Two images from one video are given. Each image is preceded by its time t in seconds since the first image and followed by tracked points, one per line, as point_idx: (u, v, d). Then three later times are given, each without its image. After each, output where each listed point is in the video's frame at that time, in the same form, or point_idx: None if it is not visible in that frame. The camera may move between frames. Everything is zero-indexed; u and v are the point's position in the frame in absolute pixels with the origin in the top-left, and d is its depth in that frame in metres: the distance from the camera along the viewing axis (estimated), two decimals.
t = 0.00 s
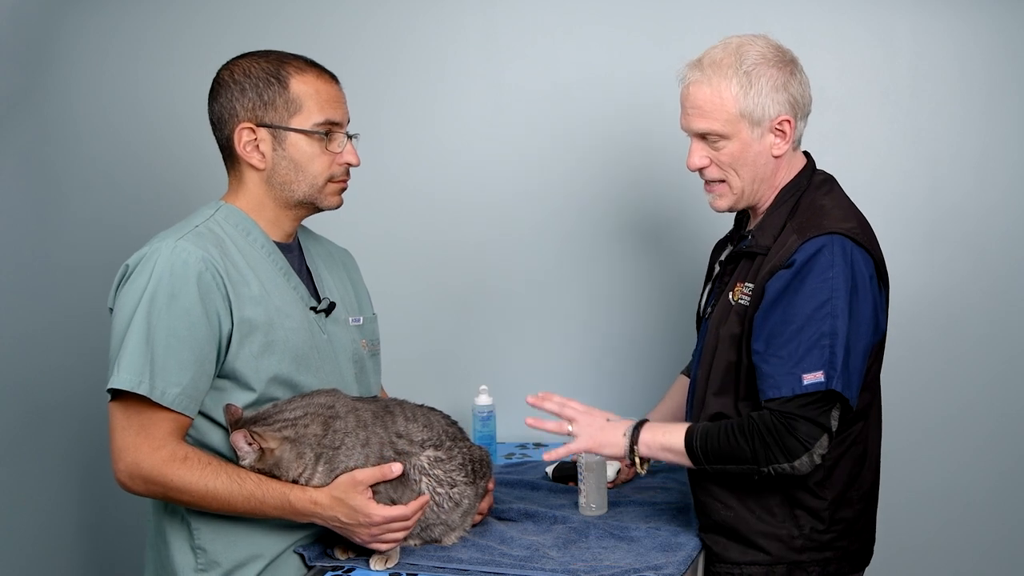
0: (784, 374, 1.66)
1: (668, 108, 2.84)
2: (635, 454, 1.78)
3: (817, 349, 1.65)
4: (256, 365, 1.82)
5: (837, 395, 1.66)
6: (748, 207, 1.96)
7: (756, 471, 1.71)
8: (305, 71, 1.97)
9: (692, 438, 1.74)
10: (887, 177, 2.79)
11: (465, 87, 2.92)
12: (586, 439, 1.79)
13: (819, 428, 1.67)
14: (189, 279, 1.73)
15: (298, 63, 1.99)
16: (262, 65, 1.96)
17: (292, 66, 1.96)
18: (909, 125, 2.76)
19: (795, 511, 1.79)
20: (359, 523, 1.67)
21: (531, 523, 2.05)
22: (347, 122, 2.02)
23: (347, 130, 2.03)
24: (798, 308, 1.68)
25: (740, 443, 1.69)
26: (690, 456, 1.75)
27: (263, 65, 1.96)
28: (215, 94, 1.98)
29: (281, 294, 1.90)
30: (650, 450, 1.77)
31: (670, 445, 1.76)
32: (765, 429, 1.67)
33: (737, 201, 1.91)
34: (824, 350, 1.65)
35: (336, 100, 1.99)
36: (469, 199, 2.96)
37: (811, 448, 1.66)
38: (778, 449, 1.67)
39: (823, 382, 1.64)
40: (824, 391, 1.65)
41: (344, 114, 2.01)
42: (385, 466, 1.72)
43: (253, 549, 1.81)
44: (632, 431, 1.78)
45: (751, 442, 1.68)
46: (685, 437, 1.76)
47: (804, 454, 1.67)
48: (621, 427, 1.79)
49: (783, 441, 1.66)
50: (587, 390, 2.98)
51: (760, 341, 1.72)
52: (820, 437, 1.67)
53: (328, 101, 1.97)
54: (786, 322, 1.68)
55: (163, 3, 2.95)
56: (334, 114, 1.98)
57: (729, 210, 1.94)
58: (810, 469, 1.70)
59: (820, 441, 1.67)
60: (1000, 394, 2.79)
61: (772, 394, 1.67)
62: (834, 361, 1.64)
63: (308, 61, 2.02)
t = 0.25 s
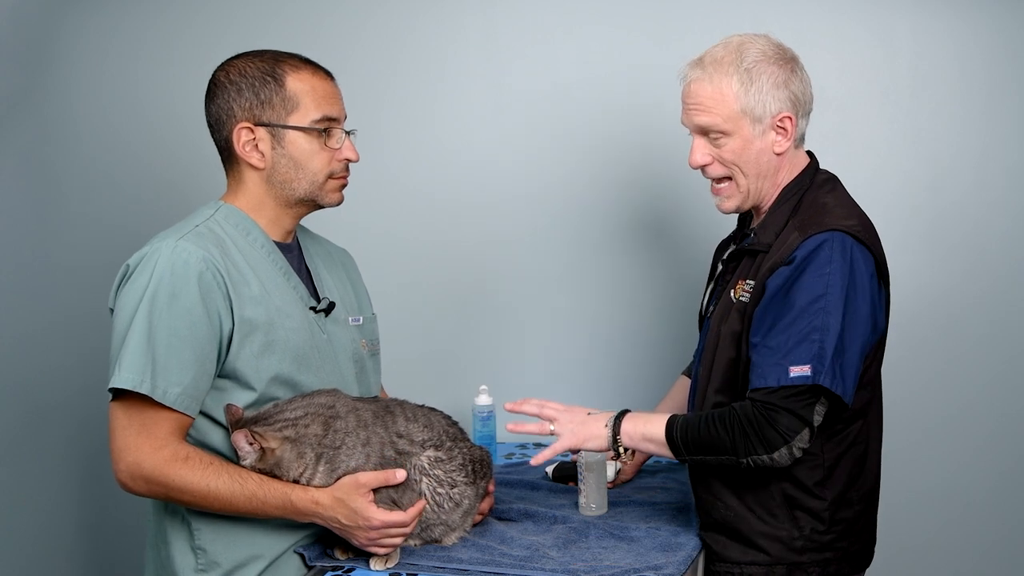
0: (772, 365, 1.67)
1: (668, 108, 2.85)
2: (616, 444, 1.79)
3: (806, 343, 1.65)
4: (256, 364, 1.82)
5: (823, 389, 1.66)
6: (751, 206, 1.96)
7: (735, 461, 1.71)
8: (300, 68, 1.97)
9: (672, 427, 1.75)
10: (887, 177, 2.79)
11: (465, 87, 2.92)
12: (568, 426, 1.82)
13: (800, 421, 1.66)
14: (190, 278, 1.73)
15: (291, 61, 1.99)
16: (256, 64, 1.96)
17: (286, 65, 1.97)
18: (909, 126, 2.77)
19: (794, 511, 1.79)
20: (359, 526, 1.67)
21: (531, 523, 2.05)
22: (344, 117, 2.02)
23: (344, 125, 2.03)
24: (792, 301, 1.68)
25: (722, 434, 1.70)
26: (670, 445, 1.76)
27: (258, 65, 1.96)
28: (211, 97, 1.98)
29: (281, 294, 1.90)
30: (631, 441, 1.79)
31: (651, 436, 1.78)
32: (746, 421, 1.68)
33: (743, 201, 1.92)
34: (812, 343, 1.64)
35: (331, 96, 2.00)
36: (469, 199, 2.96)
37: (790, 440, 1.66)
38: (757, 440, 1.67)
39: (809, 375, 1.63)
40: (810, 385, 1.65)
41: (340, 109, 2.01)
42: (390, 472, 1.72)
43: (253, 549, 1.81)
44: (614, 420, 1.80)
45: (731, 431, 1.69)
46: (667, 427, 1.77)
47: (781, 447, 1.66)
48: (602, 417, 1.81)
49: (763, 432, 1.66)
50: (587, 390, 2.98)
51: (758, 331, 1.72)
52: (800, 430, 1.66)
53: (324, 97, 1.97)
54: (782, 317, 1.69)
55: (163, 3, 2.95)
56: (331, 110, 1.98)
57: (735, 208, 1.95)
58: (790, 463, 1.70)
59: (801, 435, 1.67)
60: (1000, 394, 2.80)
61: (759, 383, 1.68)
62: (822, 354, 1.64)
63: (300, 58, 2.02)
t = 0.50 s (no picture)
0: (772, 362, 1.67)
1: (667, 108, 2.84)
2: (616, 446, 1.77)
3: (806, 340, 1.65)
4: (256, 364, 1.82)
5: (825, 387, 1.66)
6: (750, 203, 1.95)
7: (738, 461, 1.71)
8: (299, 68, 1.97)
9: (672, 430, 1.73)
10: (887, 177, 2.79)
11: (465, 87, 2.92)
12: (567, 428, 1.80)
13: (803, 421, 1.67)
14: (189, 277, 1.73)
15: (291, 61, 1.99)
16: (256, 65, 1.96)
17: (285, 65, 1.97)
18: (909, 126, 2.76)
19: (793, 511, 1.79)
20: (355, 526, 1.67)
21: (531, 523, 2.06)
22: (344, 117, 2.02)
23: (343, 124, 2.03)
24: (792, 299, 1.68)
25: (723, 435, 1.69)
26: (671, 449, 1.75)
27: (257, 65, 1.96)
28: (211, 97, 1.98)
29: (280, 294, 1.90)
30: (631, 443, 1.77)
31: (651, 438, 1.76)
32: (749, 418, 1.67)
33: (739, 195, 1.91)
34: (813, 341, 1.64)
35: (332, 96, 2.00)
36: (469, 198, 2.96)
37: (792, 440, 1.66)
38: (760, 440, 1.67)
39: (810, 372, 1.63)
40: (811, 382, 1.65)
41: (340, 108, 2.01)
42: (389, 475, 1.72)
43: (253, 549, 1.81)
44: (613, 423, 1.77)
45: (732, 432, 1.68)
46: (667, 428, 1.75)
47: (784, 446, 1.67)
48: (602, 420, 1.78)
49: (766, 432, 1.66)
50: (587, 390, 2.98)
51: (757, 329, 1.72)
52: (802, 429, 1.67)
53: (324, 96, 1.97)
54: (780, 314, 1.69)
55: (163, 3, 2.96)
56: (331, 110, 1.98)
57: (731, 204, 1.94)
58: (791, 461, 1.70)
59: (802, 433, 1.67)
60: (1000, 394, 2.79)
61: (760, 381, 1.67)
62: (823, 351, 1.64)
63: (300, 58, 2.02)
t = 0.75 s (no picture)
0: (786, 363, 1.66)
1: (667, 108, 2.84)
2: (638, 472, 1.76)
3: (819, 338, 1.64)
4: (254, 365, 1.82)
5: (840, 383, 1.65)
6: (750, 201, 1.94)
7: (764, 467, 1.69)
8: (301, 70, 1.97)
9: (694, 444, 1.72)
10: (888, 177, 2.78)
11: (465, 87, 2.92)
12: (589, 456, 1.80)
13: (822, 418, 1.67)
14: (186, 278, 1.73)
15: (293, 62, 1.99)
16: (258, 65, 1.96)
17: (288, 65, 1.97)
18: (909, 126, 2.76)
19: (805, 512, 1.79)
20: (353, 525, 1.67)
21: (531, 523, 2.06)
22: (344, 120, 2.02)
23: (344, 128, 2.03)
24: (799, 298, 1.68)
25: (744, 442, 1.68)
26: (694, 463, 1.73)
27: (259, 65, 1.96)
28: (212, 96, 1.98)
29: (279, 294, 1.90)
30: (653, 467, 1.75)
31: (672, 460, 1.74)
32: (770, 420, 1.66)
33: (742, 193, 1.89)
34: (826, 338, 1.64)
35: (334, 98, 2.00)
36: (469, 198, 2.96)
37: (814, 438, 1.66)
38: (783, 444, 1.66)
39: (825, 370, 1.63)
40: (827, 379, 1.64)
41: (340, 111, 2.01)
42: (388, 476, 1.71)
43: (253, 549, 1.81)
44: (631, 449, 1.76)
45: (756, 438, 1.67)
46: (687, 446, 1.74)
47: (808, 445, 1.66)
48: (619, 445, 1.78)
49: (788, 434, 1.65)
50: (587, 390, 2.98)
51: (763, 332, 1.72)
52: (823, 427, 1.67)
53: (325, 99, 1.97)
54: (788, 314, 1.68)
55: (163, 3, 2.96)
56: (331, 113, 1.98)
57: (733, 203, 1.91)
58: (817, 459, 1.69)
59: (824, 431, 1.67)
60: (1000, 394, 2.79)
61: (776, 383, 1.67)
62: (837, 348, 1.64)
63: (303, 59, 2.02)
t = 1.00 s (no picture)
0: (794, 368, 1.66)
1: (667, 108, 2.84)
2: (684, 552, 1.75)
3: (824, 341, 1.65)
4: (254, 365, 1.82)
5: (848, 384, 1.66)
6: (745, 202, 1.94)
7: (790, 485, 1.69)
8: (301, 70, 1.97)
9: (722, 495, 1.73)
10: (888, 177, 2.78)
11: (465, 87, 2.92)
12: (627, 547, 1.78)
13: (833, 419, 1.66)
14: (187, 278, 1.73)
15: (293, 62, 1.99)
16: (257, 65, 1.96)
17: (287, 65, 1.97)
18: (909, 125, 2.76)
19: (815, 513, 1.79)
20: (353, 526, 1.67)
21: (531, 523, 2.06)
22: (344, 119, 2.02)
23: (344, 126, 2.03)
24: (801, 301, 1.68)
25: (759, 457, 1.68)
26: (726, 513, 1.73)
27: (259, 65, 1.96)
28: (213, 96, 1.98)
29: (279, 294, 1.90)
30: (697, 539, 1.75)
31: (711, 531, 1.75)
32: (784, 430, 1.67)
33: (736, 196, 1.88)
34: (832, 340, 1.65)
35: (334, 97, 2.00)
36: (469, 198, 2.96)
37: (827, 440, 1.66)
38: (798, 453, 1.66)
39: (834, 372, 1.63)
40: (835, 381, 1.65)
41: (341, 110, 2.01)
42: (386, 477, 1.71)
43: (253, 549, 1.81)
44: (669, 534, 1.77)
45: (772, 454, 1.67)
46: (716, 502, 1.75)
47: (822, 449, 1.66)
48: (654, 532, 1.79)
49: (800, 442, 1.66)
50: (587, 390, 2.98)
51: (767, 336, 1.72)
52: (835, 427, 1.67)
53: (326, 98, 1.97)
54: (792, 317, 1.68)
55: (163, 3, 2.95)
56: (332, 112, 1.98)
57: (729, 205, 1.91)
58: (833, 461, 1.70)
59: (837, 432, 1.67)
60: (1000, 394, 2.79)
61: (784, 388, 1.67)
62: (844, 350, 1.64)
63: (301, 59, 2.02)
